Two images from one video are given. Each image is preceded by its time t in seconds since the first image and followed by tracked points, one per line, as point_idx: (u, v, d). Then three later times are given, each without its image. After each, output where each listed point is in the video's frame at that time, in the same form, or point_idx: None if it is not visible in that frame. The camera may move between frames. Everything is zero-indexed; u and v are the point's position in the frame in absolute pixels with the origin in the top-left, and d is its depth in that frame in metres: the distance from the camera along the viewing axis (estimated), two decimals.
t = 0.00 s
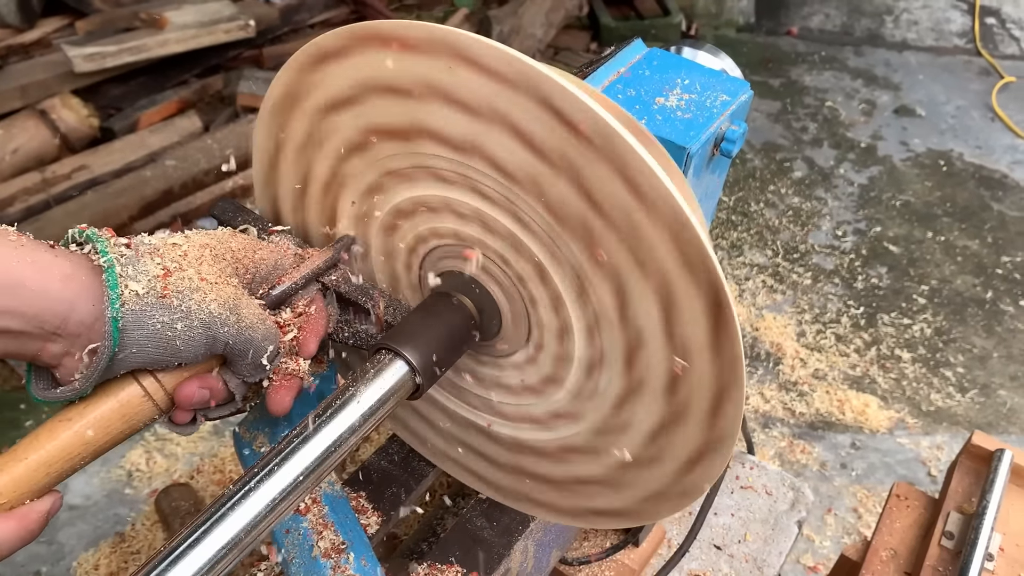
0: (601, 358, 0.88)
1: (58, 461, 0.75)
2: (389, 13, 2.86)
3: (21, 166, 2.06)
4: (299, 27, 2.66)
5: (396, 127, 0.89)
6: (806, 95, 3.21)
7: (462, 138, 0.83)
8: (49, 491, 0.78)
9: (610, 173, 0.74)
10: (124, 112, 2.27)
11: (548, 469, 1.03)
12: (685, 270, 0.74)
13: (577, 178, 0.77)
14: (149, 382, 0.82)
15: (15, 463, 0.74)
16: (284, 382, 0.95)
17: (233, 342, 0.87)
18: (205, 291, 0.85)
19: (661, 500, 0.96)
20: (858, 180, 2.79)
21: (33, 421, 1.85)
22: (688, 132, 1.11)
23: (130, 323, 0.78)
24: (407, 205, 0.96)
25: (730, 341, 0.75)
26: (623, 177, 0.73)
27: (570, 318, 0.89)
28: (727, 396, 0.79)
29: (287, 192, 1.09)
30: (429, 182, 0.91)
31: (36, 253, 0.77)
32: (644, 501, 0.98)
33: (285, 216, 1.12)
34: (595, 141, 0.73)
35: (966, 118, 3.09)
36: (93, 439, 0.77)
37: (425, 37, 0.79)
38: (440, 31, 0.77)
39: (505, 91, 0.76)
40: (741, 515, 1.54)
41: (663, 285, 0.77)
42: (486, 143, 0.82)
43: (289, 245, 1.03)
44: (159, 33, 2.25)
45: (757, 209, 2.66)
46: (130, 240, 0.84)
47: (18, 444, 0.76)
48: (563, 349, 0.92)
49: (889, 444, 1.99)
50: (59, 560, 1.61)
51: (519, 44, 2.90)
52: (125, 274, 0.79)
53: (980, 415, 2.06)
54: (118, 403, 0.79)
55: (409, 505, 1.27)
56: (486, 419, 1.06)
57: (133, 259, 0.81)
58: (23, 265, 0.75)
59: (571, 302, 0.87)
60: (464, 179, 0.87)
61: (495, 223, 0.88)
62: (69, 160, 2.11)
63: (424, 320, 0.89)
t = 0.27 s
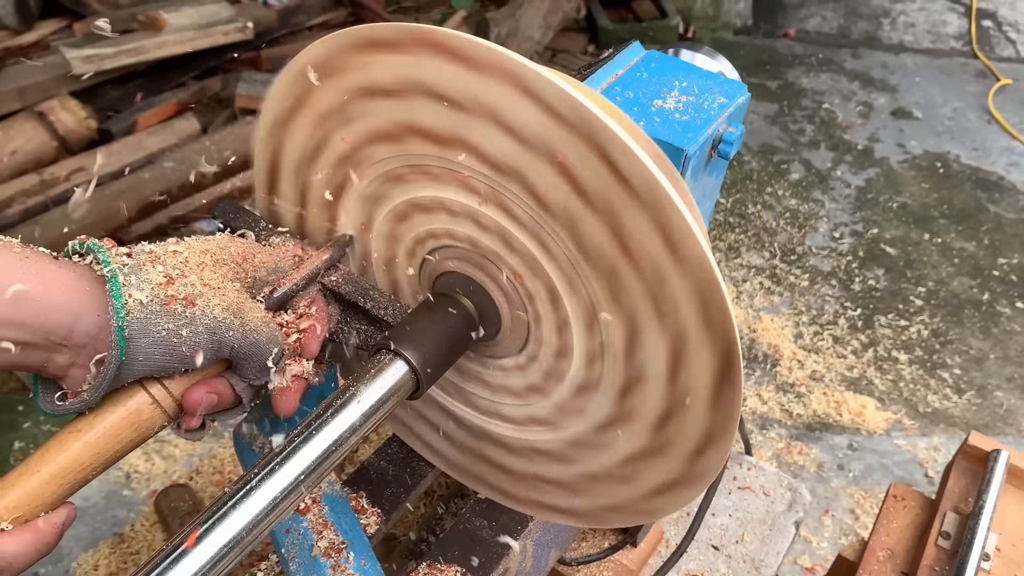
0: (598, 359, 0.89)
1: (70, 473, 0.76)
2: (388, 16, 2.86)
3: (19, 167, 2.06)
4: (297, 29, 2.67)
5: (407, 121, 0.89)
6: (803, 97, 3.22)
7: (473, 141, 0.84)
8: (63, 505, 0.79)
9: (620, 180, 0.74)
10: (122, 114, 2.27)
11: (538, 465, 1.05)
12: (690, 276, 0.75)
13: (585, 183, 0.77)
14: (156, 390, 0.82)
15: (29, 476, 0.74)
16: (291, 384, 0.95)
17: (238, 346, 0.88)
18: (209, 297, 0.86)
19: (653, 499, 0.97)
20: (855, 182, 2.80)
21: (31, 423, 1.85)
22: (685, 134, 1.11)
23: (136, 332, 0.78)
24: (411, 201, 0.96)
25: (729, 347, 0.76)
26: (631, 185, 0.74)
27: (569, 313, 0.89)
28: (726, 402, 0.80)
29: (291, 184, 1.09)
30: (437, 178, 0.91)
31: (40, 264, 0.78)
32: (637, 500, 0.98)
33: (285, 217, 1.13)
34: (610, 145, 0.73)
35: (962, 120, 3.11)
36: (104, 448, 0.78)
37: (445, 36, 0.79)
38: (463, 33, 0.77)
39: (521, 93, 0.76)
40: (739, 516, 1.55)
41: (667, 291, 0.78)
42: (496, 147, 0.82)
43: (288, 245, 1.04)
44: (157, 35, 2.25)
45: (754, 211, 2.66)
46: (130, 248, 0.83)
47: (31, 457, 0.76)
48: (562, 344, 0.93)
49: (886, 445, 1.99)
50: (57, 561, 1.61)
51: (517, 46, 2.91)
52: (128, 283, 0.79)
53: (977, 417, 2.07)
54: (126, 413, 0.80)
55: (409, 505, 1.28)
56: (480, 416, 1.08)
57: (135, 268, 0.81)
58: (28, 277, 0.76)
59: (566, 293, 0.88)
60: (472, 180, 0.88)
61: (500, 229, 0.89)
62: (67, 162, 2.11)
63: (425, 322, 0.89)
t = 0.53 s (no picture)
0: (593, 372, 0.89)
1: (80, 484, 0.77)
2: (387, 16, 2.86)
3: (18, 168, 2.06)
4: (297, 29, 2.67)
5: (413, 126, 0.89)
6: (803, 98, 3.22)
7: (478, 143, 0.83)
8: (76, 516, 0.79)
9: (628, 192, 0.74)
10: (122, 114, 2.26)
11: (526, 471, 1.06)
12: (692, 294, 0.75)
13: (593, 194, 0.77)
14: (162, 397, 0.82)
15: (41, 490, 0.76)
16: (295, 384, 0.96)
17: (243, 348, 0.87)
18: (210, 300, 0.85)
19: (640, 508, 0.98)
20: (854, 182, 2.80)
21: (30, 423, 1.85)
22: (685, 134, 1.11)
23: (139, 338, 0.78)
24: (414, 204, 0.96)
25: (727, 370, 0.77)
26: (641, 197, 0.73)
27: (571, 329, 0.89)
28: (722, 420, 0.81)
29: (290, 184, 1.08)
30: (441, 183, 0.91)
31: (41, 274, 0.78)
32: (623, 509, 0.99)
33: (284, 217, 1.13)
34: (620, 159, 0.73)
35: (962, 121, 3.11)
36: (112, 458, 0.78)
37: (455, 43, 0.78)
38: (474, 40, 0.76)
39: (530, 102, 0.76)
40: (738, 516, 1.55)
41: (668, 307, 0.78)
42: (500, 150, 0.82)
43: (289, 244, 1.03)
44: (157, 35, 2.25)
45: (754, 212, 2.66)
46: (129, 255, 0.83)
47: (41, 469, 0.78)
48: (559, 357, 0.93)
49: (885, 446, 1.99)
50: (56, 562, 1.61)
51: (516, 46, 2.91)
52: (128, 291, 0.79)
53: (977, 417, 2.07)
54: (132, 421, 0.80)
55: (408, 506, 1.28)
56: (473, 424, 1.08)
57: (135, 274, 0.81)
58: (29, 288, 0.76)
59: (571, 312, 0.88)
60: (474, 182, 0.87)
61: (503, 231, 0.89)
62: (67, 162, 2.11)
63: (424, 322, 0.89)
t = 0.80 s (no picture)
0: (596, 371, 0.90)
1: (77, 485, 0.77)
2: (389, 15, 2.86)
3: (20, 166, 2.06)
4: (298, 28, 2.67)
5: (419, 125, 0.88)
6: (804, 98, 3.22)
7: (488, 140, 0.82)
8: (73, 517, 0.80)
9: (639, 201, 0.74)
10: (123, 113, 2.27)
11: (518, 459, 1.06)
12: (696, 303, 0.75)
13: (602, 199, 0.76)
14: (159, 398, 0.82)
15: (39, 492, 0.75)
16: (292, 384, 0.97)
17: (240, 350, 0.87)
18: (209, 302, 0.85)
19: (630, 503, 0.99)
20: (856, 183, 2.80)
21: (31, 422, 1.85)
22: (685, 133, 1.11)
23: (137, 340, 0.78)
24: (417, 200, 0.95)
25: (728, 378, 0.77)
26: (650, 206, 0.73)
27: (569, 322, 0.90)
28: (719, 419, 0.81)
29: (284, 175, 1.07)
30: (446, 181, 0.91)
31: (37, 274, 0.80)
32: (613, 501, 1.01)
33: (281, 215, 1.12)
34: (632, 164, 0.72)
35: (963, 121, 3.10)
36: (110, 460, 0.78)
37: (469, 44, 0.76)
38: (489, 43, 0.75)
39: (543, 105, 0.75)
40: (738, 516, 1.55)
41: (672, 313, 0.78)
42: (501, 147, 0.81)
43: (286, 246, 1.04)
44: (158, 34, 2.25)
45: (755, 212, 2.66)
46: (128, 257, 0.83)
47: (38, 470, 0.78)
48: (560, 352, 0.93)
49: (886, 446, 1.99)
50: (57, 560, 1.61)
51: (518, 46, 2.91)
52: (127, 293, 0.79)
53: (977, 418, 2.07)
54: (130, 423, 0.80)
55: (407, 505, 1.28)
56: (467, 414, 1.08)
57: (134, 277, 0.81)
58: (25, 288, 0.78)
59: (569, 306, 0.88)
60: (473, 181, 0.87)
61: (503, 231, 0.89)
62: (68, 160, 2.11)
63: (424, 320, 0.89)
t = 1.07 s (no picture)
0: (589, 368, 0.90)
1: (33, 444, 0.76)
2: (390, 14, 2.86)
3: (22, 165, 2.06)
4: (300, 27, 2.66)
5: (417, 120, 0.87)
6: (806, 97, 3.21)
7: (479, 135, 0.82)
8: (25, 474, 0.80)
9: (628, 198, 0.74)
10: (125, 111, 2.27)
11: (520, 466, 1.06)
12: (694, 304, 0.75)
13: (593, 199, 0.76)
14: (129, 370, 0.83)
15: None
16: (268, 373, 0.95)
17: (217, 336, 0.87)
18: (192, 284, 0.85)
19: (627, 506, 0.98)
20: (858, 182, 2.79)
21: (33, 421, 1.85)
22: (686, 132, 1.11)
23: (116, 314, 0.78)
24: (415, 196, 0.95)
25: (724, 362, 0.76)
26: (642, 205, 0.73)
27: (567, 321, 0.89)
28: (716, 421, 0.81)
29: (285, 173, 1.08)
30: (445, 176, 0.90)
31: (21, 238, 0.78)
32: (614, 507, 1.00)
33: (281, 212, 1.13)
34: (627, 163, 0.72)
35: (966, 120, 3.10)
36: (69, 425, 0.79)
37: (464, 40, 0.76)
38: (482, 39, 0.74)
39: (536, 103, 0.75)
40: (739, 516, 1.55)
41: (665, 309, 0.78)
42: (498, 146, 0.81)
43: (278, 242, 1.04)
44: (161, 32, 2.25)
45: (757, 211, 2.66)
46: (118, 228, 0.83)
47: None
48: (553, 351, 0.93)
49: (888, 445, 1.99)
50: (59, 559, 1.61)
51: (519, 45, 2.92)
52: (112, 265, 0.79)
53: (980, 417, 2.06)
54: (95, 390, 0.80)
55: (406, 504, 1.28)
56: (470, 416, 1.08)
57: (121, 249, 0.81)
58: (5, 251, 0.77)
59: (566, 303, 0.88)
60: (470, 179, 0.87)
61: (501, 229, 0.89)
62: (70, 158, 2.12)
63: (421, 319, 0.89)
